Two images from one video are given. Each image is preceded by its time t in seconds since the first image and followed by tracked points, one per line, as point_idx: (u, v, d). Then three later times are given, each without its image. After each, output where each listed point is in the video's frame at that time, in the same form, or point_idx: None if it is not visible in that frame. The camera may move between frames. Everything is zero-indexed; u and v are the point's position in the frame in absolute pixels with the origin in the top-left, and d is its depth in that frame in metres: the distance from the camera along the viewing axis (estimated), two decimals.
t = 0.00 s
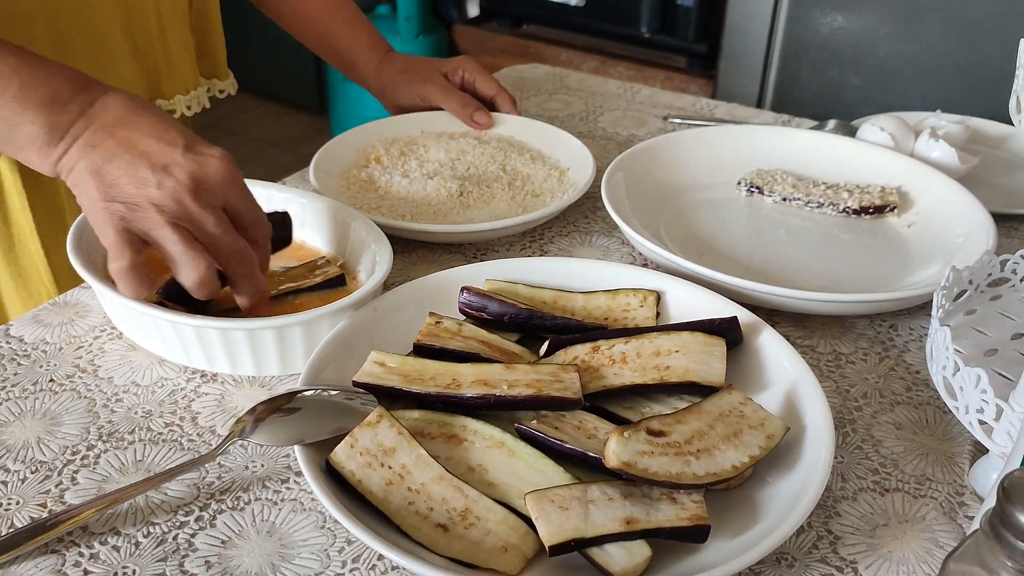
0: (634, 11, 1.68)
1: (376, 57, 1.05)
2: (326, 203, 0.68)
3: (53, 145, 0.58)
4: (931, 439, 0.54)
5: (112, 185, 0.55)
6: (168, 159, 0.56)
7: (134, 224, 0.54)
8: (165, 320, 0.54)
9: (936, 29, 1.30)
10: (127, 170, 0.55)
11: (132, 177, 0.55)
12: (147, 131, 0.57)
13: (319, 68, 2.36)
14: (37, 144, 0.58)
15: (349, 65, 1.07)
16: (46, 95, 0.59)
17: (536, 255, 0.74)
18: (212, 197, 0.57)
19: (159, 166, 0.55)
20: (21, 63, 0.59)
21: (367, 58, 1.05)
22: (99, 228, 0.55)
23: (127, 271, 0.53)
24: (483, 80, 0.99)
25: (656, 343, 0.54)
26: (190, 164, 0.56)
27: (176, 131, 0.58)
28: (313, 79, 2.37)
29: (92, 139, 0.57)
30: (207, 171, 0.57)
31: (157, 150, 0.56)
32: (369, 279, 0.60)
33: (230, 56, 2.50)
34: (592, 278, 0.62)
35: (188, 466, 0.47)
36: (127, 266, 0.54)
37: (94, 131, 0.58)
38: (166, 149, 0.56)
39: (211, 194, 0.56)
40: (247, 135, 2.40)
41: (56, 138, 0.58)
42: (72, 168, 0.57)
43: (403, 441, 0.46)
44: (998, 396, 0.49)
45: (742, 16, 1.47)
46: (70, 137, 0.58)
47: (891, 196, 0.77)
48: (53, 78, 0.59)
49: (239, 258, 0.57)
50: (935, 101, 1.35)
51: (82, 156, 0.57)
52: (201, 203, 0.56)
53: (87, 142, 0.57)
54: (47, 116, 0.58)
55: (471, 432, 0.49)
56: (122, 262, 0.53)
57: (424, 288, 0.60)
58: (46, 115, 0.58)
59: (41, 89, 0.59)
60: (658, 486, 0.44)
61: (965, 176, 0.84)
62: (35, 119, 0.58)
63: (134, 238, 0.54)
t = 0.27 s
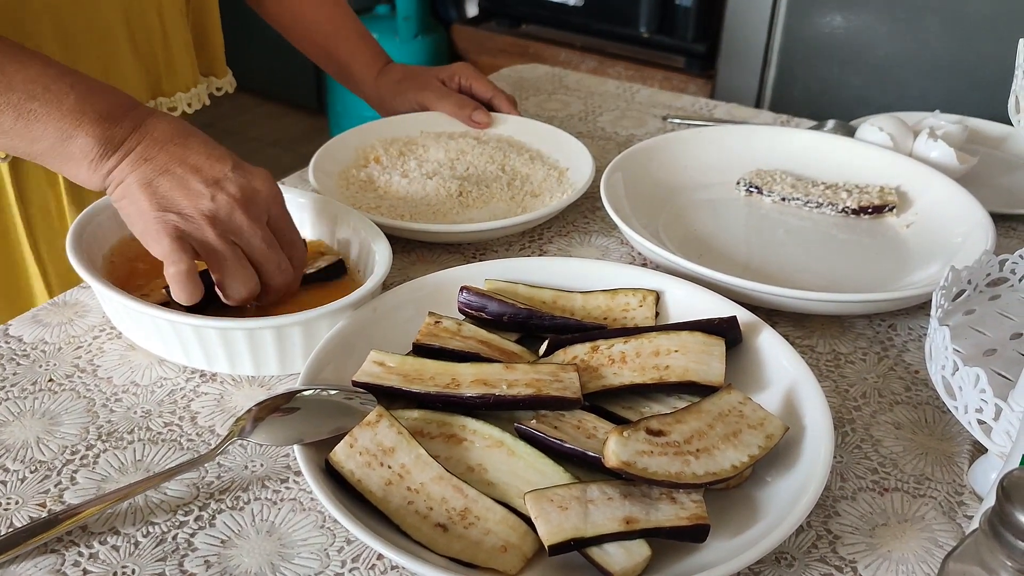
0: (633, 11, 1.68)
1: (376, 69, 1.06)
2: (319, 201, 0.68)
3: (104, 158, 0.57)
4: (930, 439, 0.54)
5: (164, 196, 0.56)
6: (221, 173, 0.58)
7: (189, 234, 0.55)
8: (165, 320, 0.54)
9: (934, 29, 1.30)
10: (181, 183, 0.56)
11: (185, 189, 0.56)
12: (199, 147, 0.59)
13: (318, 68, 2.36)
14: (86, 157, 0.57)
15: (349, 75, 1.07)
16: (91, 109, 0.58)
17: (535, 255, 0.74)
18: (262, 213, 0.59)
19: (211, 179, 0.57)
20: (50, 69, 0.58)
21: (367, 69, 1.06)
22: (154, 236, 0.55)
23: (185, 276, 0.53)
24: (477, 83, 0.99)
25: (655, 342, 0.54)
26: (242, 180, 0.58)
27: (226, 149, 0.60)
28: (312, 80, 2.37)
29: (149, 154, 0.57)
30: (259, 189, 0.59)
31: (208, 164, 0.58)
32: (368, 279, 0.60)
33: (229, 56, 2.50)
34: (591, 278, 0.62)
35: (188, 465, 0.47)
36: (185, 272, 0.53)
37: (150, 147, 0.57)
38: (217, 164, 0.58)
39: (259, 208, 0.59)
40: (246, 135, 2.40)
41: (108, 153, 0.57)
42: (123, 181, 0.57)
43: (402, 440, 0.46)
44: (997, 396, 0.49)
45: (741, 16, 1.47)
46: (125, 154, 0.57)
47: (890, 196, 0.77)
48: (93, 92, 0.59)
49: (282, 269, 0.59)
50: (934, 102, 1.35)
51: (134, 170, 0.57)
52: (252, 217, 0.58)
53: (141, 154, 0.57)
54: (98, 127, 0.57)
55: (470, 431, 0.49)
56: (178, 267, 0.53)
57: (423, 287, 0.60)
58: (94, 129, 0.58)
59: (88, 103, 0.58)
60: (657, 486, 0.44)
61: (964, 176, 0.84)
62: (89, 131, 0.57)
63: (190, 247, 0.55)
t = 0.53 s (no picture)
0: (632, 11, 1.68)
1: (373, 69, 1.05)
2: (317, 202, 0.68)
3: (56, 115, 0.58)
4: (930, 440, 0.54)
5: (122, 143, 0.55)
6: (173, 108, 0.57)
7: (152, 176, 0.54)
8: (162, 321, 0.54)
9: (933, 29, 1.30)
10: (134, 127, 0.56)
11: (141, 130, 0.55)
12: (147, 92, 0.58)
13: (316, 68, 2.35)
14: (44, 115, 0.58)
15: (345, 74, 1.07)
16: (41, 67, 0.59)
17: (534, 255, 0.74)
18: (220, 137, 0.58)
19: (162, 115, 0.56)
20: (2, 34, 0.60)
21: (364, 70, 1.05)
22: (121, 188, 0.55)
23: (163, 226, 0.53)
24: (475, 83, 0.98)
25: (654, 343, 0.54)
26: (194, 110, 0.57)
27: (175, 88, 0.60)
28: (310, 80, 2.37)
29: (100, 106, 0.58)
30: (214, 115, 0.58)
31: (159, 102, 0.57)
32: (366, 280, 0.60)
33: (227, 56, 2.50)
34: (590, 278, 0.62)
35: (185, 466, 0.47)
36: (161, 221, 0.53)
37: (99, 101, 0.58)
38: (166, 100, 0.58)
39: (217, 135, 0.57)
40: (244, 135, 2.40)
41: (56, 111, 0.58)
42: (76, 134, 0.58)
43: (400, 442, 0.46)
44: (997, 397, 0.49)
45: (739, 16, 1.47)
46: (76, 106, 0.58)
47: (889, 196, 0.77)
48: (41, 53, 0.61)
49: (249, 198, 0.58)
50: (933, 102, 1.35)
51: (88, 124, 0.57)
52: (211, 143, 0.56)
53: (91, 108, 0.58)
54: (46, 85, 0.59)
55: (469, 433, 0.49)
56: (154, 218, 0.53)
57: (421, 288, 0.60)
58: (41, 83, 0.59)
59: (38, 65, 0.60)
60: (656, 488, 0.44)
61: (963, 176, 0.84)
62: (35, 89, 0.58)
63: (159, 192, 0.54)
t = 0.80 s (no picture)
0: (630, 11, 1.68)
1: (372, 70, 1.05)
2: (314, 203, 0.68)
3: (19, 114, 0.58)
4: (927, 440, 0.54)
5: (82, 135, 0.54)
6: (134, 96, 0.56)
7: (114, 161, 0.53)
8: (160, 321, 0.54)
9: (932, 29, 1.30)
10: (97, 115, 0.55)
11: (101, 118, 0.54)
12: (109, 85, 0.58)
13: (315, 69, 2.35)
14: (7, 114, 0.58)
15: (344, 76, 1.07)
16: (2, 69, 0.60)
17: (532, 256, 0.74)
18: (185, 123, 0.56)
19: (125, 102, 0.55)
20: None
21: (362, 70, 1.05)
22: (82, 175, 0.53)
23: (122, 204, 0.51)
24: (474, 84, 0.98)
25: (652, 344, 0.54)
26: (156, 95, 0.56)
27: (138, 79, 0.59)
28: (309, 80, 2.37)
29: (60, 100, 0.58)
30: (177, 99, 0.56)
31: (121, 91, 0.56)
32: (364, 281, 0.60)
33: (226, 56, 2.50)
34: (588, 279, 0.62)
35: (183, 467, 0.47)
36: (121, 198, 0.51)
37: (59, 95, 0.58)
38: (127, 89, 0.56)
39: (181, 121, 0.56)
40: (243, 135, 2.40)
41: (18, 110, 0.58)
42: (38, 131, 0.57)
43: (398, 442, 0.46)
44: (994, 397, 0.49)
45: (738, 16, 1.47)
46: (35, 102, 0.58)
47: (887, 197, 0.77)
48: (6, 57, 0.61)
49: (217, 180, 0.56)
50: (931, 102, 1.35)
51: (49, 118, 0.57)
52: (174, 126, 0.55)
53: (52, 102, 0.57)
54: (5, 86, 0.59)
55: (467, 433, 0.49)
56: (112, 198, 0.51)
57: (420, 289, 0.60)
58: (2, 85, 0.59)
59: None
60: (654, 488, 0.44)
61: (961, 177, 0.84)
62: None
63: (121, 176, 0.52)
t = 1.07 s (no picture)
0: (630, 11, 1.68)
1: (371, 69, 1.05)
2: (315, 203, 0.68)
3: (15, 140, 0.57)
4: (927, 441, 0.54)
5: (77, 169, 0.54)
6: (132, 131, 0.55)
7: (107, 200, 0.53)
8: (160, 322, 0.54)
9: (931, 29, 1.30)
10: (93, 150, 0.54)
11: (96, 153, 0.54)
12: (109, 117, 0.57)
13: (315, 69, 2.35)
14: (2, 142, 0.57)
15: (342, 74, 1.06)
16: None
17: (532, 256, 0.74)
18: (181, 162, 0.55)
19: (122, 139, 0.54)
20: None
21: (362, 68, 1.05)
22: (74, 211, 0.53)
23: (111, 248, 0.50)
24: (471, 85, 0.98)
25: (652, 344, 0.54)
26: (154, 133, 0.55)
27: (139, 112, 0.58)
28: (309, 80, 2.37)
29: (58, 127, 0.57)
30: (176, 137, 0.56)
31: (119, 127, 0.56)
32: (364, 281, 0.60)
33: (226, 56, 2.50)
34: (588, 279, 0.62)
35: (183, 467, 0.47)
36: (110, 240, 0.51)
37: (57, 123, 0.57)
38: (126, 124, 0.56)
39: (177, 159, 0.55)
40: (242, 135, 2.40)
41: (16, 136, 0.57)
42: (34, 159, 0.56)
43: (398, 443, 0.46)
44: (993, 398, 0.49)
45: (738, 16, 1.47)
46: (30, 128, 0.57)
47: (887, 198, 0.77)
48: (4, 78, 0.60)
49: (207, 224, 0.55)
50: (930, 102, 1.35)
51: (44, 147, 0.56)
52: (169, 167, 0.54)
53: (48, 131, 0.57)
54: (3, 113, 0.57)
55: (467, 433, 0.49)
56: (102, 239, 0.50)
57: (419, 289, 0.60)
58: None
59: None
60: (653, 488, 0.44)
61: (961, 177, 0.84)
62: None
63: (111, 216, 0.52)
